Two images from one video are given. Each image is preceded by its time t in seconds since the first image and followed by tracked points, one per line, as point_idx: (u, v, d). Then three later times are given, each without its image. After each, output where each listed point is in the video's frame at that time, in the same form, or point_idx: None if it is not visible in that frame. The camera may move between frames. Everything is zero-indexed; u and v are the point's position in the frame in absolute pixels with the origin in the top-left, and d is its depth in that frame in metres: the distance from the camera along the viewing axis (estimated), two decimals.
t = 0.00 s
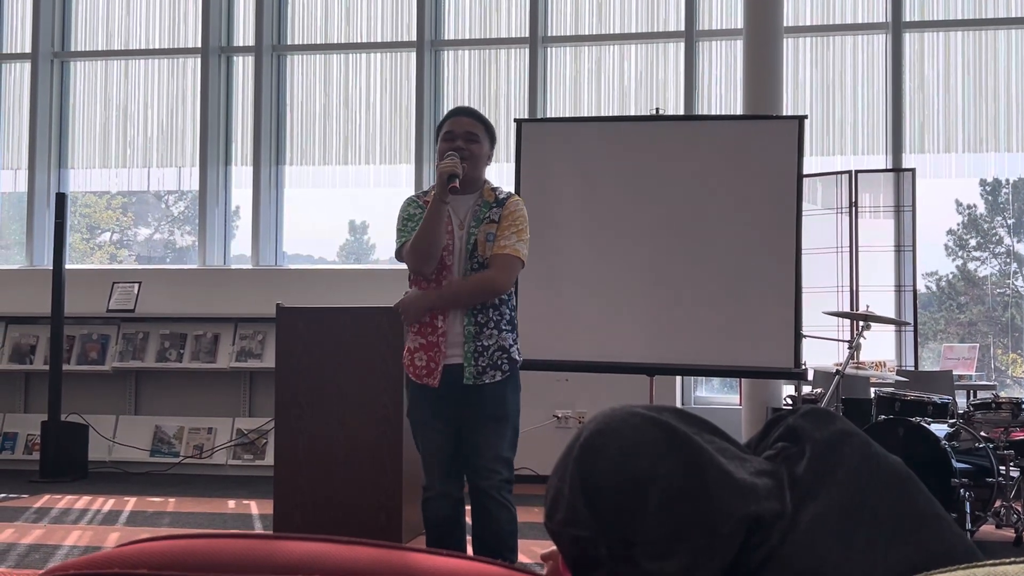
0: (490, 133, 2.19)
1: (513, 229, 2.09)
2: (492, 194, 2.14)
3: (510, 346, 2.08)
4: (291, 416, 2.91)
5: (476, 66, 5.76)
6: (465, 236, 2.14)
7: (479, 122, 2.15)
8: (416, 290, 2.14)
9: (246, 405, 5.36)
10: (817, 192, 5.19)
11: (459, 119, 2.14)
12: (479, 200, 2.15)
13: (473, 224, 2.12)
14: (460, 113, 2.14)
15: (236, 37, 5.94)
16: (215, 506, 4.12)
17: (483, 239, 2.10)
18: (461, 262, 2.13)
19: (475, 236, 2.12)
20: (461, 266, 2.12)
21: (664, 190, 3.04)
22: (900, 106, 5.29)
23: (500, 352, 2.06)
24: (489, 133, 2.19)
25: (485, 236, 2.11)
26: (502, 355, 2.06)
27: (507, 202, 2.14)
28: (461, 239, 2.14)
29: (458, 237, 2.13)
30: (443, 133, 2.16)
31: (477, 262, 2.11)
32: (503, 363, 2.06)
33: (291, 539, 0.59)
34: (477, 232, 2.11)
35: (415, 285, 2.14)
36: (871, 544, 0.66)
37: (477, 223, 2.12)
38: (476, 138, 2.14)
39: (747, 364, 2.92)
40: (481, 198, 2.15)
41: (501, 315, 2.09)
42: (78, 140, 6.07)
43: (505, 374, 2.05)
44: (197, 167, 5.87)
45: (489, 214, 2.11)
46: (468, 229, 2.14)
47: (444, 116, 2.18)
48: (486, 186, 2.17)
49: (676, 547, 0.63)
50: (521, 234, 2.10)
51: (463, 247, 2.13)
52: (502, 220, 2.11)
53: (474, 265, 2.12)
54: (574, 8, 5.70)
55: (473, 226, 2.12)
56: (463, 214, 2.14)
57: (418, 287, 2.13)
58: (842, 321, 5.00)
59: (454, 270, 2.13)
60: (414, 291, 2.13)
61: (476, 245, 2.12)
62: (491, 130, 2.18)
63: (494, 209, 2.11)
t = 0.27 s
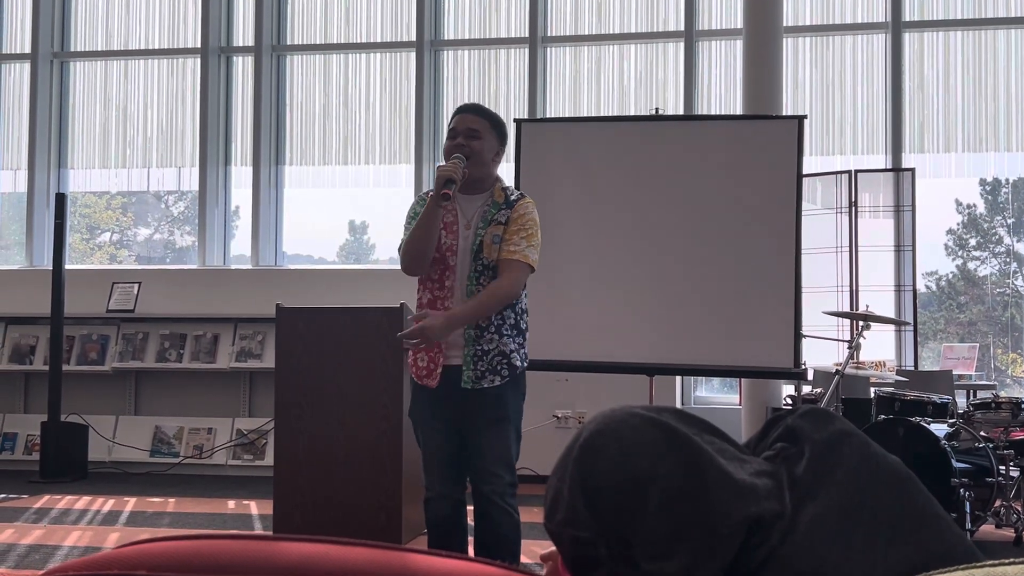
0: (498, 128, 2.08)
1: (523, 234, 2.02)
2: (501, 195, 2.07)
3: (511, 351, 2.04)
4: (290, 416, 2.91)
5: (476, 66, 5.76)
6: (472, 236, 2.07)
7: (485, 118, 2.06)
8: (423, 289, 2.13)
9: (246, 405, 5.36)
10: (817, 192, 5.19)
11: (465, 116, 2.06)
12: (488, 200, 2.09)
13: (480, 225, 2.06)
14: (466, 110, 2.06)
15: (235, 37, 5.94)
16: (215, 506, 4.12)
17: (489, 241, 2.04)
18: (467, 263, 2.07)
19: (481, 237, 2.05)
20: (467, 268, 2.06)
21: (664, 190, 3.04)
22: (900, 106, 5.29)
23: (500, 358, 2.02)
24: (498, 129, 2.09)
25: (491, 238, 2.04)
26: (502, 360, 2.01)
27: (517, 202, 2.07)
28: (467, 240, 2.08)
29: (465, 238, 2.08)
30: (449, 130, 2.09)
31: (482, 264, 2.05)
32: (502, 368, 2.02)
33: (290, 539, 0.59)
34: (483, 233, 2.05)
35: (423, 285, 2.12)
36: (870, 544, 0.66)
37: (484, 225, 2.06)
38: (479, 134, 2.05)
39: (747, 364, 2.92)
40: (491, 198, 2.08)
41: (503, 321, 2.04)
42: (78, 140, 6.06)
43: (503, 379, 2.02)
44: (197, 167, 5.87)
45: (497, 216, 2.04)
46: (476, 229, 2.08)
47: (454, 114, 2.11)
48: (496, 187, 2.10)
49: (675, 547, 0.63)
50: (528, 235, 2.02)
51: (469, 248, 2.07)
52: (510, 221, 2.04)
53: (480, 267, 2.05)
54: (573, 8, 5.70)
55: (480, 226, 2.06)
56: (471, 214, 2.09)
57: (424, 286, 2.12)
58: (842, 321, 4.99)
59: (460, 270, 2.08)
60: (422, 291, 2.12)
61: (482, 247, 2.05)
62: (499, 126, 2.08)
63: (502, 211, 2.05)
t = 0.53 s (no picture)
0: (518, 125, 2.04)
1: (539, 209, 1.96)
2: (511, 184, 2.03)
3: (515, 344, 1.97)
4: (290, 416, 2.91)
5: (475, 66, 5.76)
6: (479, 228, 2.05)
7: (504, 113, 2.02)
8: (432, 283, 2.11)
9: (245, 405, 5.36)
10: (817, 192, 5.18)
11: (484, 109, 2.02)
12: (498, 190, 2.06)
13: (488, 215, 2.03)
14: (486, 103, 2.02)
15: (235, 37, 5.94)
16: (215, 507, 4.12)
17: (496, 231, 2.00)
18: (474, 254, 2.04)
19: (488, 226, 2.02)
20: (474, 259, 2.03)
21: (663, 190, 3.03)
22: (899, 106, 5.29)
23: (502, 351, 1.96)
24: (516, 126, 2.05)
25: (498, 227, 2.00)
26: (504, 353, 1.95)
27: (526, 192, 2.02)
28: (474, 232, 2.05)
29: (472, 230, 2.05)
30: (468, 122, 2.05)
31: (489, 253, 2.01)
32: (503, 361, 1.96)
33: (293, 541, 0.59)
34: (490, 223, 2.02)
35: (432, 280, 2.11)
36: (870, 544, 0.66)
37: (492, 215, 2.03)
38: (498, 129, 2.00)
39: (747, 364, 2.92)
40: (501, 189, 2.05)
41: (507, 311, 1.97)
42: (78, 141, 6.06)
43: (505, 373, 1.96)
44: (196, 168, 5.87)
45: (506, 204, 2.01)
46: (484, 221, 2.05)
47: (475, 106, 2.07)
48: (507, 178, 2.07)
49: (675, 548, 0.63)
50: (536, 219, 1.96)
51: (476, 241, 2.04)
52: (517, 210, 2.00)
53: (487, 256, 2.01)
54: (573, 8, 5.70)
55: (487, 217, 2.03)
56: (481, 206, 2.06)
57: (433, 280, 2.10)
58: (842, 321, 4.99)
59: (466, 262, 2.05)
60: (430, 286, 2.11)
61: (489, 236, 2.01)
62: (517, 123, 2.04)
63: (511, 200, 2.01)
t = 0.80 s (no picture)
0: (530, 129, 2.05)
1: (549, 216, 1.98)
2: (524, 188, 2.05)
3: (530, 350, 1.96)
4: (290, 417, 2.91)
5: (475, 66, 5.76)
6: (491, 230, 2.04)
7: (517, 114, 2.02)
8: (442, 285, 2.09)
9: (245, 405, 5.36)
10: (817, 192, 5.18)
11: (496, 111, 2.03)
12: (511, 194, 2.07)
13: (501, 217, 2.03)
14: (498, 105, 2.02)
15: (234, 38, 5.94)
16: (215, 507, 4.12)
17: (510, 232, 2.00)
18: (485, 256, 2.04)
19: (501, 228, 2.01)
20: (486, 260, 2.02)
21: (663, 190, 3.03)
22: (899, 105, 5.29)
23: (516, 356, 1.95)
24: (529, 127, 2.06)
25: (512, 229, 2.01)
26: (518, 358, 1.95)
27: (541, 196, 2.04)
28: (486, 234, 2.04)
29: (484, 232, 2.04)
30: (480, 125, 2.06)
31: (502, 256, 2.00)
32: (517, 366, 1.95)
33: (293, 540, 0.58)
34: (503, 225, 2.02)
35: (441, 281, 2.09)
36: (870, 544, 0.66)
37: (505, 217, 2.03)
38: (510, 132, 2.01)
39: (747, 364, 2.92)
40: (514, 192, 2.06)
41: (524, 316, 1.97)
42: (77, 141, 6.06)
43: (518, 378, 1.95)
44: (196, 168, 5.87)
45: (519, 207, 2.02)
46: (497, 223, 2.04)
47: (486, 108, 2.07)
48: (519, 181, 2.08)
49: (674, 547, 0.63)
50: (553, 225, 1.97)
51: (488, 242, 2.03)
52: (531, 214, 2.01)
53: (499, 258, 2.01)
54: (572, 8, 5.70)
55: (500, 219, 2.03)
56: (493, 207, 2.06)
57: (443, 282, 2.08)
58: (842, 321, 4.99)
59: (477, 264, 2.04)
60: (440, 288, 2.08)
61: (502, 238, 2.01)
62: (530, 124, 2.05)
63: (525, 202, 2.03)
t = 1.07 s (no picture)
0: (535, 127, 1.98)
1: (559, 230, 1.93)
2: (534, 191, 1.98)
3: (535, 355, 1.92)
4: (290, 418, 2.91)
5: (475, 67, 5.76)
6: (501, 233, 1.97)
7: (522, 114, 1.96)
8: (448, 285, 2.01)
9: (245, 406, 5.36)
10: (816, 192, 5.17)
11: (501, 110, 1.95)
12: (520, 196, 1.99)
13: (510, 221, 1.96)
14: (503, 104, 1.95)
15: (234, 39, 5.94)
16: (215, 508, 4.12)
17: (520, 237, 1.94)
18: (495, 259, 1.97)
19: (511, 232, 1.95)
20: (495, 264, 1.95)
21: (662, 191, 3.03)
22: (898, 106, 5.29)
23: (521, 360, 1.90)
24: (533, 127, 1.99)
25: (522, 234, 1.94)
26: (524, 363, 1.90)
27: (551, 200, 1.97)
28: (495, 236, 1.97)
29: (493, 234, 1.97)
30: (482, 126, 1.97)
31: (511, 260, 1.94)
32: (522, 371, 1.90)
33: (289, 542, 0.59)
34: (514, 229, 1.95)
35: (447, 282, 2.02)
36: (869, 544, 0.66)
37: (515, 221, 1.96)
38: (517, 131, 1.94)
39: (746, 365, 2.92)
40: (523, 194, 1.98)
41: (531, 322, 1.92)
42: (77, 143, 6.06)
43: (523, 382, 1.90)
44: (195, 169, 5.87)
45: (530, 211, 1.95)
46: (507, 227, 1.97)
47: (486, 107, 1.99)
48: (529, 183, 2.01)
49: (674, 548, 0.63)
50: (564, 234, 1.93)
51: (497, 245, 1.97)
52: (543, 220, 1.95)
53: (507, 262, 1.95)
54: (572, 9, 5.70)
55: (511, 222, 1.96)
56: (502, 210, 1.99)
57: (450, 282, 2.00)
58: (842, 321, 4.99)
59: (487, 266, 1.97)
60: (446, 289, 2.01)
61: (512, 243, 1.95)
62: (533, 122, 1.98)
63: (535, 207, 1.95)
